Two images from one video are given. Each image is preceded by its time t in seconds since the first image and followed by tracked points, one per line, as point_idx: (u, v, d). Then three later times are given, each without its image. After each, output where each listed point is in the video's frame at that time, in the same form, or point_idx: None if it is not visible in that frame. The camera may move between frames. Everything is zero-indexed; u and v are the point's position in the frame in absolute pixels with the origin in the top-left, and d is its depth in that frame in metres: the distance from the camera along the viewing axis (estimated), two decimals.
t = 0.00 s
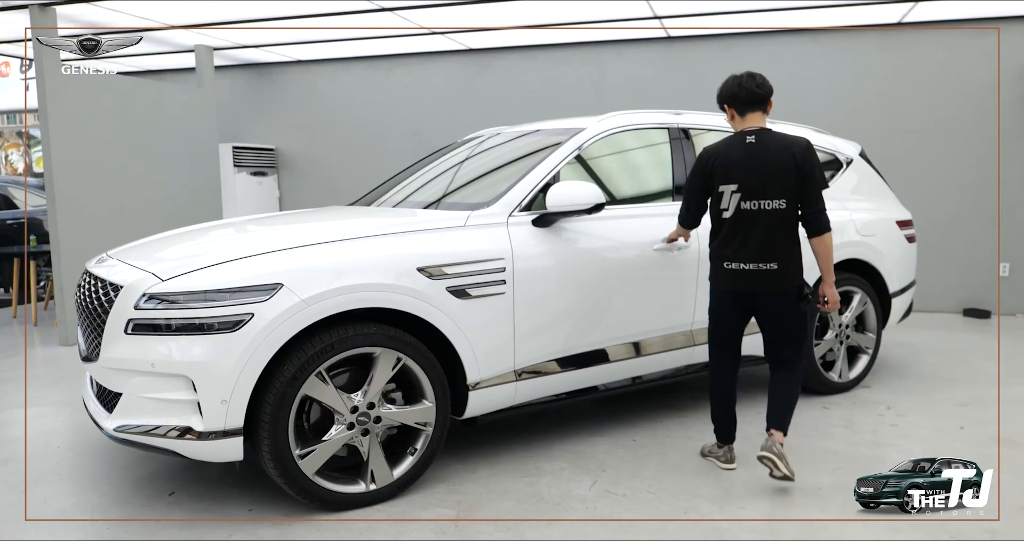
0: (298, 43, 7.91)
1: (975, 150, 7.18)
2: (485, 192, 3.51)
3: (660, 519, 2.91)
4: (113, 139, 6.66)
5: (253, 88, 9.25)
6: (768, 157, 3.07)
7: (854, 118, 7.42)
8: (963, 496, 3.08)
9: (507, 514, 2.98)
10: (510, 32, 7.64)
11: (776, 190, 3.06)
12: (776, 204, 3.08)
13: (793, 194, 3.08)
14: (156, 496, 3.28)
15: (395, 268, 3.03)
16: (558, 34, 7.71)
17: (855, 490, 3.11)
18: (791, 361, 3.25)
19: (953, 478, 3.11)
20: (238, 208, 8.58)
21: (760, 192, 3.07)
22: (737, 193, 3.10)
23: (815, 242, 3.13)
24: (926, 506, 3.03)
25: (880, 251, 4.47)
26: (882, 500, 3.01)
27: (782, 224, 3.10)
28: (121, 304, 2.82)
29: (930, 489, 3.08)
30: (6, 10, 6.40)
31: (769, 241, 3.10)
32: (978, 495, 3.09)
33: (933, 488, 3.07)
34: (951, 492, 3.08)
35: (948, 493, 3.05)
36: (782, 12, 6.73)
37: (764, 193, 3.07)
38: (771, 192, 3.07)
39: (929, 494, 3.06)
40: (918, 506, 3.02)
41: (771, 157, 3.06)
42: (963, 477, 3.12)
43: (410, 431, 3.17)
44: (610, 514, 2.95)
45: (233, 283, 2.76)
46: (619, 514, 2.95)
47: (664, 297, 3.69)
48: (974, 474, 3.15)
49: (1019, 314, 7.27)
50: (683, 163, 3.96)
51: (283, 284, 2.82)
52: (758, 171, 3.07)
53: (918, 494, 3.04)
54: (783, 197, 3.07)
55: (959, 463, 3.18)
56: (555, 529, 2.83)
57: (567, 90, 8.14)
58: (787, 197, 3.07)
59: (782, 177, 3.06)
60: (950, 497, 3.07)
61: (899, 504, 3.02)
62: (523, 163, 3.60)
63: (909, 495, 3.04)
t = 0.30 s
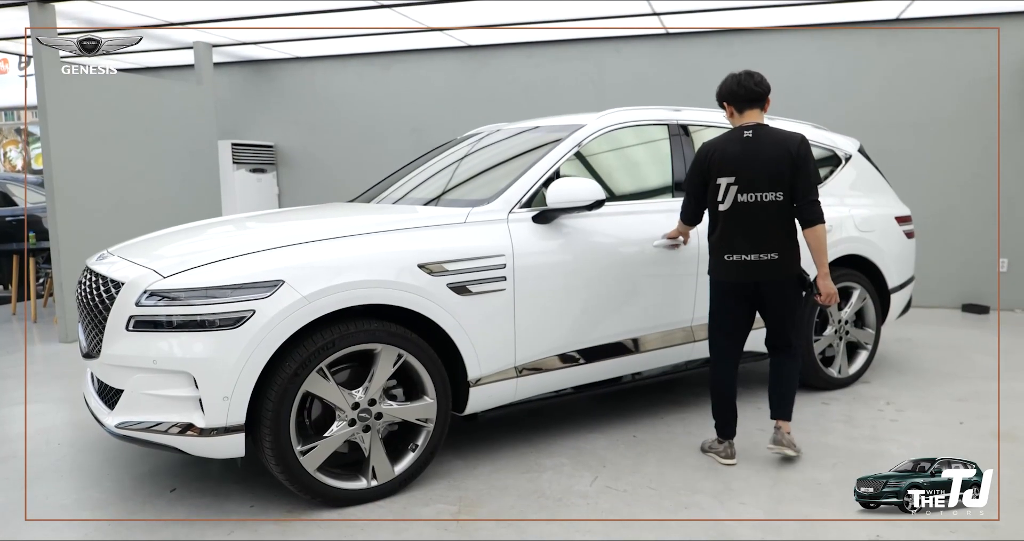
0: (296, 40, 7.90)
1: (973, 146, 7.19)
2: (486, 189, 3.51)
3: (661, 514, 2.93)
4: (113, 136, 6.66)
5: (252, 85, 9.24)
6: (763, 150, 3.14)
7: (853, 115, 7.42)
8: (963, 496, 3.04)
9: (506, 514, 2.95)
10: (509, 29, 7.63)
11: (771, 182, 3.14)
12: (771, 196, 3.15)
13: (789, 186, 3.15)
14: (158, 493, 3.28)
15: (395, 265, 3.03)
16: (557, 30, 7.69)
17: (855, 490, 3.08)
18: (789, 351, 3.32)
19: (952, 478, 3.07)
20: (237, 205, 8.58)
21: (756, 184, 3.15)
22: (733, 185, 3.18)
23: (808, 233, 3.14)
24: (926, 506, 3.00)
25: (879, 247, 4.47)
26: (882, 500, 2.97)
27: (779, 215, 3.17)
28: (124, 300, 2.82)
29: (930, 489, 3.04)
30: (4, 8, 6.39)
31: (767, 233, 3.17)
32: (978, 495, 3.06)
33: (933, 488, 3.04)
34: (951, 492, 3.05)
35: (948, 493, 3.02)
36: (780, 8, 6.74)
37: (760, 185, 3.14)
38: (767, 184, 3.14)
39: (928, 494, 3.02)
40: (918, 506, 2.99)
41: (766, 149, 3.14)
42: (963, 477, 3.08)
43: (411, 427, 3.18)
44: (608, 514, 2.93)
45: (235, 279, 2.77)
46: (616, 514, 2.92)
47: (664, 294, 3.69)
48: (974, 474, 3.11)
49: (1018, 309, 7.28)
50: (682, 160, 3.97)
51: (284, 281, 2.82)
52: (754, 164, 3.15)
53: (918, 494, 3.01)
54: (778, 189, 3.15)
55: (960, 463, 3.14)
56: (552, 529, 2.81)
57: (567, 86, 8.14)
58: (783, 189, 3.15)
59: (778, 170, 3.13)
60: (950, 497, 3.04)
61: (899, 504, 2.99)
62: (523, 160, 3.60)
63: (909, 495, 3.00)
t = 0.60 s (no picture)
0: (295, 38, 7.89)
1: (972, 143, 7.20)
2: (486, 186, 3.52)
3: (662, 510, 2.94)
4: (111, 134, 6.65)
5: (251, 83, 9.24)
6: (776, 149, 3.20)
7: (850, 112, 7.44)
8: (963, 497, 3.02)
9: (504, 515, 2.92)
10: (506, 26, 7.64)
11: (783, 180, 3.20)
12: (782, 194, 3.22)
13: (797, 184, 3.24)
14: (159, 490, 3.28)
15: (396, 263, 3.03)
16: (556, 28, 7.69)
17: (855, 490, 3.05)
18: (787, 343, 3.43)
19: (953, 478, 3.04)
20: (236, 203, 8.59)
21: (768, 182, 3.20)
22: (746, 181, 3.20)
23: (814, 230, 3.25)
24: (926, 506, 2.97)
25: (877, 244, 4.48)
26: (882, 500, 2.95)
27: (787, 213, 3.24)
28: (125, 298, 2.83)
29: (930, 489, 3.01)
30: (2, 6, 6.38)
31: (776, 229, 3.24)
32: (978, 495, 3.03)
33: (933, 488, 3.00)
34: (951, 492, 3.02)
35: (948, 493, 2.99)
36: (776, 5, 6.75)
37: (772, 183, 3.20)
38: (779, 181, 3.20)
39: (929, 494, 2.99)
40: (918, 506, 2.95)
41: (779, 148, 3.20)
42: (963, 477, 3.05)
43: (412, 424, 3.19)
44: (606, 514, 2.91)
45: (236, 277, 2.77)
46: (614, 514, 2.91)
47: (664, 291, 3.70)
48: (974, 474, 3.08)
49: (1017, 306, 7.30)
50: (682, 158, 3.98)
51: (285, 278, 2.83)
52: (767, 162, 3.19)
53: (918, 494, 2.97)
54: (788, 187, 3.22)
55: (960, 463, 3.10)
56: (550, 529, 2.79)
57: (566, 83, 8.14)
58: (792, 187, 3.22)
59: (789, 168, 3.20)
60: (950, 497, 3.01)
61: (898, 504, 2.96)
62: (523, 157, 3.60)
63: (909, 495, 2.97)
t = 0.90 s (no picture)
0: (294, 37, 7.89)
1: (970, 141, 7.22)
2: (487, 185, 3.52)
3: (663, 507, 2.96)
4: (111, 133, 6.64)
5: (250, 82, 9.24)
6: (800, 149, 3.24)
7: (849, 110, 7.45)
8: (963, 497, 3.02)
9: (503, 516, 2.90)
10: (504, 26, 7.64)
11: (804, 180, 3.26)
12: (802, 193, 3.27)
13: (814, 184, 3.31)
14: (161, 489, 3.29)
15: (397, 261, 3.04)
16: (555, 26, 7.69)
17: (855, 490, 3.05)
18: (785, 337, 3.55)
19: (953, 478, 3.04)
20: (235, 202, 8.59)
21: (792, 181, 3.24)
22: (771, 180, 3.21)
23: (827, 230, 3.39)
24: (926, 506, 2.96)
25: (877, 242, 4.50)
26: (882, 500, 2.95)
27: (806, 211, 3.31)
28: (127, 296, 2.83)
29: (930, 489, 3.01)
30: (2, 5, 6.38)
31: (795, 227, 3.30)
32: (978, 495, 3.03)
33: (933, 488, 3.00)
34: (951, 492, 3.02)
35: (948, 493, 2.99)
36: (766, 4, 6.78)
37: (795, 182, 3.24)
38: (801, 181, 3.25)
39: (929, 494, 2.99)
40: (918, 506, 2.95)
41: (803, 149, 3.24)
42: (963, 477, 3.05)
43: (414, 423, 3.20)
44: (604, 514, 2.90)
45: (238, 275, 2.78)
46: (613, 514, 2.90)
47: (664, 289, 3.71)
48: (974, 474, 3.08)
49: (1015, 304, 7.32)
50: (682, 157, 3.99)
51: (287, 277, 2.83)
52: (792, 162, 3.23)
53: (918, 494, 2.97)
54: (808, 186, 3.28)
55: (960, 463, 3.11)
56: (550, 528, 2.79)
57: (566, 82, 8.14)
58: (811, 187, 3.28)
59: (810, 169, 3.26)
60: (950, 497, 3.01)
61: (899, 504, 2.95)
62: (524, 156, 3.61)
63: (909, 495, 2.97)
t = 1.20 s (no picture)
0: (294, 36, 7.89)
1: (969, 140, 7.23)
2: (487, 184, 3.53)
3: (664, 506, 2.97)
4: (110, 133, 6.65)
5: (249, 81, 9.24)
6: (823, 146, 3.29)
7: (848, 110, 7.47)
8: (963, 496, 3.02)
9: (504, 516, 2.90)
10: (503, 25, 7.66)
11: (827, 177, 3.31)
12: (825, 190, 3.33)
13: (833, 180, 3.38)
14: (162, 488, 3.29)
15: (398, 260, 3.05)
16: (554, 26, 7.70)
17: (855, 490, 3.06)
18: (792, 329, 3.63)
19: (953, 478, 3.05)
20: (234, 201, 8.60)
21: (817, 178, 3.28)
22: (799, 178, 3.24)
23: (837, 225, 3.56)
24: (926, 506, 2.97)
25: (876, 241, 4.51)
26: (882, 500, 2.95)
27: (827, 207, 3.38)
28: (129, 295, 2.84)
29: (930, 489, 3.01)
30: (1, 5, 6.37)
31: (817, 223, 3.36)
32: (978, 495, 3.03)
33: (933, 488, 3.01)
34: (950, 492, 3.03)
35: (948, 493, 2.99)
36: (754, 5, 6.82)
37: (819, 179, 3.29)
38: (824, 177, 3.31)
39: (929, 494, 3.00)
40: (918, 506, 2.96)
41: (825, 146, 3.29)
42: (963, 477, 3.06)
43: (415, 421, 3.20)
44: (605, 514, 2.90)
45: (239, 274, 2.79)
46: (614, 513, 2.90)
47: (665, 287, 3.72)
48: (974, 474, 3.09)
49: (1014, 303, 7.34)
50: (682, 156, 4.00)
51: (289, 276, 2.84)
52: (817, 160, 3.27)
53: (918, 494, 2.97)
54: (829, 182, 3.34)
55: (959, 463, 3.12)
56: (552, 528, 2.79)
57: (564, 82, 8.15)
58: (831, 183, 3.35)
59: (832, 165, 3.33)
60: (950, 497, 3.01)
61: (899, 504, 2.95)
62: (524, 155, 3.62)
63: (909, 495, 2.97)
